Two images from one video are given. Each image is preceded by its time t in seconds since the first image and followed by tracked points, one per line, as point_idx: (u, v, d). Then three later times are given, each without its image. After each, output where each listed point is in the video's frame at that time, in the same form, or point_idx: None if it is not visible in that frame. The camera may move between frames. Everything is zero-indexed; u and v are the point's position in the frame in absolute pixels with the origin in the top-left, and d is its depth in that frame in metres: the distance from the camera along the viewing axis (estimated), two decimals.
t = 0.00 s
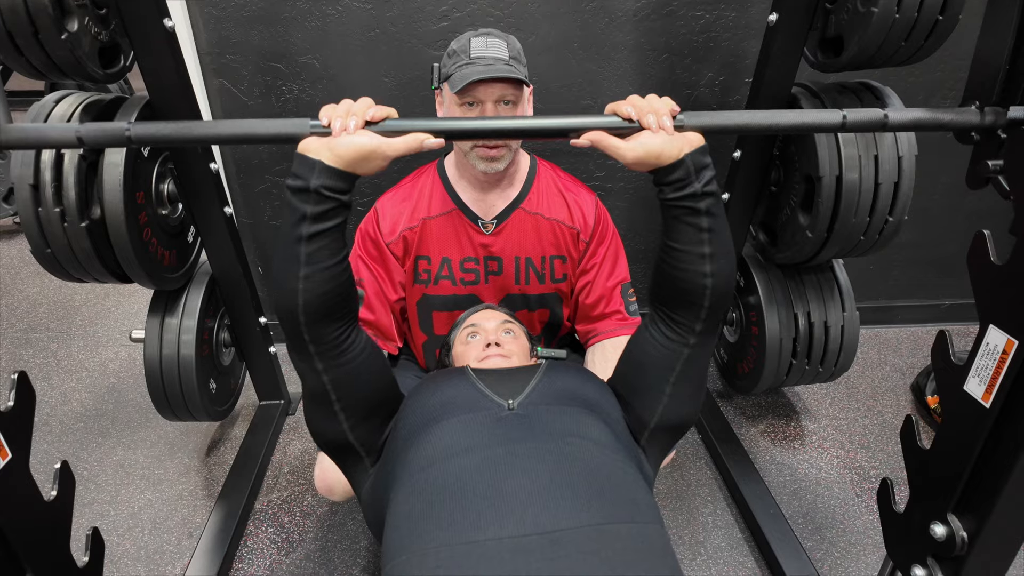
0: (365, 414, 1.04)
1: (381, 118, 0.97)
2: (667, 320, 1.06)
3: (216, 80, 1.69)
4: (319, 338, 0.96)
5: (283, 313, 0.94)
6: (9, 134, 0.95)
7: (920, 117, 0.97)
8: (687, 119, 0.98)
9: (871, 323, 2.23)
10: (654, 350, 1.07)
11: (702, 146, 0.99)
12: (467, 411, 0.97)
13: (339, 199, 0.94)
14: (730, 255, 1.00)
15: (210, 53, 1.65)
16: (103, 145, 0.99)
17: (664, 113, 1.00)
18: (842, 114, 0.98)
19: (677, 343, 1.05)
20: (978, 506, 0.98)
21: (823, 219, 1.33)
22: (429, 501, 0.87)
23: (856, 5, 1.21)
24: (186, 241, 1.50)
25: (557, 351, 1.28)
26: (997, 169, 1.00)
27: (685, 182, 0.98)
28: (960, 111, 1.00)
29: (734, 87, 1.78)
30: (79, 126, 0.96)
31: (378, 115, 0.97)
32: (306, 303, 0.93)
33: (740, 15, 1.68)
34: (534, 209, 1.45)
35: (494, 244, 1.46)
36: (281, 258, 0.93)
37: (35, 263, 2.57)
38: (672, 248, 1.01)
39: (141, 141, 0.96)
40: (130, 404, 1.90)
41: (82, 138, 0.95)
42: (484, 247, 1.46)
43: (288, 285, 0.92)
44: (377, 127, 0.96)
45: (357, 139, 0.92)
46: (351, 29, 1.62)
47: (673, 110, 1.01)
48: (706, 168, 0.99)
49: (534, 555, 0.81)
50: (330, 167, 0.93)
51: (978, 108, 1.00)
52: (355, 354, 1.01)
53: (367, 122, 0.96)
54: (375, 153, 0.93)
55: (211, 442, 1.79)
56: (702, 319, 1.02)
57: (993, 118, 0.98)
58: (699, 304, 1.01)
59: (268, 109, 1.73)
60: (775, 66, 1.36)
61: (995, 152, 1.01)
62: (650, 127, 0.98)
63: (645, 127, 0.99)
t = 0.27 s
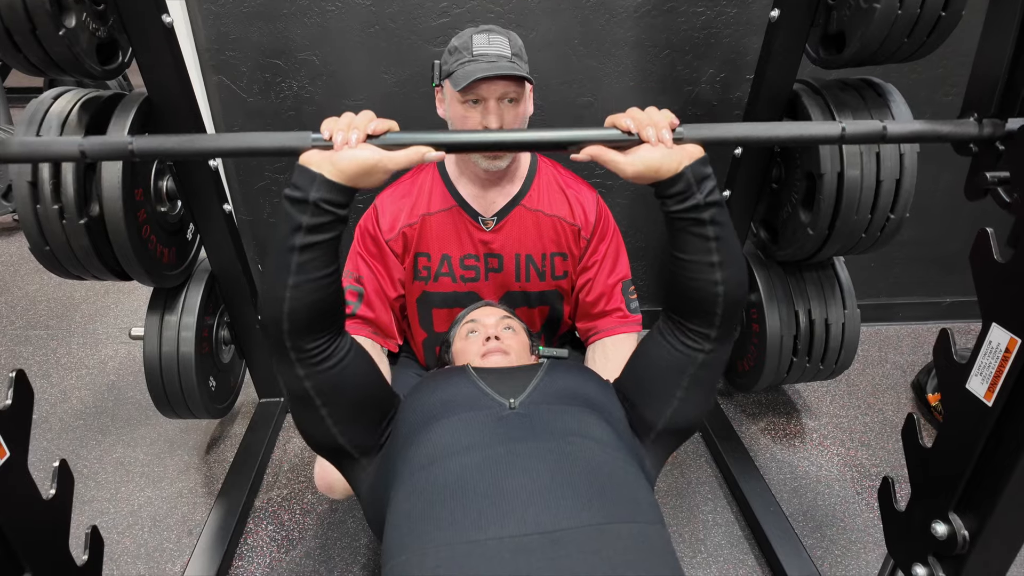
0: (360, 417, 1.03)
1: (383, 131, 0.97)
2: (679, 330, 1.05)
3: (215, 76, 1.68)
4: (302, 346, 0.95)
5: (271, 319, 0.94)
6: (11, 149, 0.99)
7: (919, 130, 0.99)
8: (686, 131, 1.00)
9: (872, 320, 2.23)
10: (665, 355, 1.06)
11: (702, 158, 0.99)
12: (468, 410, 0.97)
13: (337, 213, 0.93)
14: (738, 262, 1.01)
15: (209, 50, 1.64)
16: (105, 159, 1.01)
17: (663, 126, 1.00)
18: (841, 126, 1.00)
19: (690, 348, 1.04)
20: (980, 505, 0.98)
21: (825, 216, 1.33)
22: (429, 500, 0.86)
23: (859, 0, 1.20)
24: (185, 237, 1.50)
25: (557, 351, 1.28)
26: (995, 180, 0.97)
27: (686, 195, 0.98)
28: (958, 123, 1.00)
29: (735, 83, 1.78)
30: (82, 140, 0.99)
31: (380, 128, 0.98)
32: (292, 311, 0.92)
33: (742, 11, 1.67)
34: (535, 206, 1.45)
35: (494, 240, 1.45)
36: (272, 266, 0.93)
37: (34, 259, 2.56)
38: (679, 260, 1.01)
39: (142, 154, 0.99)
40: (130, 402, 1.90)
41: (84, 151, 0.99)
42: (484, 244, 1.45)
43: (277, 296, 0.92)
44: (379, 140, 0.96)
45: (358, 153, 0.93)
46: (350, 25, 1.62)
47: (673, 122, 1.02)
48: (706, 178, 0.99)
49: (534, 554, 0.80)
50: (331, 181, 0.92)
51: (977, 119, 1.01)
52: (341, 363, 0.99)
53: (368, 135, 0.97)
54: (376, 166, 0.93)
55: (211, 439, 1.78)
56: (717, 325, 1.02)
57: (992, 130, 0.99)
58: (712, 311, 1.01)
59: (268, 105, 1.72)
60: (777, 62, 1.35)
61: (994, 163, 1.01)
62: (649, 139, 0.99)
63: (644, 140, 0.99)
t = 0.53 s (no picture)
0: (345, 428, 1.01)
1: (384, 155, 0.97)
2: (692, 345, 1.04)
3: (213, 74, 1.67)
4: (284, 361, 0.95)
5: (255, 335, 0.93)
6: (16, 175, 0.96)
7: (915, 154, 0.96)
8: (684, 154, 0.98)
9: (873, 319, 2.22)
10: (678, 365, 1.04)
11: (700, 179, 0.99)
12: (468, 411, 0.97)
13: (337, 235, 0.94)
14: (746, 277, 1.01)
15: (208, 47, 1.63)
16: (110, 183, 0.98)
17: (661, 150, 0.99)
18: (836, 151, 0.97)
19: (707, 361, 1.03)
20: (982, 507, 0.97)
21: (826, 216, 1.32)
22: (428, 501, 0.86)
23: None
24: (184, 237, 1.49)
25: (557, 351, 1.28)
26: (990, 203, 0.94)
27: (686, 217, 0.98)
28: (953, 144, 0.98)
29: (736, 81, 1.77)
30: (86, 164, 0.95)
31: (381, 152, 0.97)
32: (279, 327, 0.92)
33: (743, 9, 1.66)
34: (535, 205, 1.44)
35: (494, 240, 1.45)
36: (264, 282, 0.93)
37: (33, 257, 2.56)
38: (687, 278, 1.01)
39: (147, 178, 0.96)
40: (129, 400, 1.90)
41: (88, 176, 0.95)
42: (484, 243, 1.45)
43: (265, 313, 0.92)
44: (380, 165, 0.96)
45: (360, 178, 0.92)
46: (349, 23, 1.61)
47: (670, 146, 1.01)
48: (706, 199, 0.99)
49: (534, 557, 0.80)
50: (333, 206, 0.92)
51: (972, 142, 0.99)
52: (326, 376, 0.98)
53: (370, 160, 0.96)
54: (377, 191, 0.93)
55: (210, 439, 1.78)
56: (732, 337, 1.01)
57: (987, 152, 0.97)
58: (725, 325, 1.00)
59: (267, 103, 1.71)
60: (779, 61, 1.34)
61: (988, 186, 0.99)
62: (647, 163, 0.98)
63: (642, 164, 0.98)
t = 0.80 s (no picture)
0: (336, 438, 1.01)
1: (388, 177, 0.97)
2: (703, 356, 1.05)
3: (214, 73, 1.67)
4: (273, 375, 0.95)
5: (246, 348, 0.93)
6: (21, 198, 0.97)
7: (913, 175, 0.97)
8: (684, 176, 0.99)
9: (874, 318, 2.22)
10: (688, 374, 1.05)
11: (699, 201, 1.00)
12: (468, 412, 0.96)
13: (338, 257, 0.95)
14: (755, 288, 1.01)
15: (208, 45, 1.63)
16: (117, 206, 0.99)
17: (661, 172, 0.99)
18: (835, 171, 0.99)
19: (726, 369, 1.04)
20: (985, 509, 0.97)
21: (828, 216, 1.32)
22: (429, 501, 0.86)
23: None
24: (184, 236, 1.48)
25: (558, 352, 1.28)
26: (988, 223, 0.93)
27: (687, 237, 0.98)
28: (950, 165, 1.00)
29: (738, 80, 1.76)
30: (94, 187, 0.96)
31: (384, 174, 0.97)
32: (272, 343, 0.93)
33: (745, 7, 1.65)
34: (536, 206, 1.44)
35: (495, 240, 1.44)
36: (259, 296, 0.93)
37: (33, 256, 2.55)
38: (695, 294, 1.02)
39: (153, 202, 0.97)
40: (129, 400, 1.89)
41: (96, 199, 0.96)
42: (485, 244, 1.44)
43: (258, 328, 0.92)
44: (383, 187, 0.96)
45: (364, 202, 0.93)
46: (349, 21, 1.60)
47: (670, 169, 1.01)
48: (706, 219, 0.99)
49: (534, 558, 0.80)
50: (338, 229, 0.94)
51: (969, 163, 1.00)
52: (316, 388, 0.98)
53: (373, 182, 0.97)
54: (382, 214, 0.94)
55: (211, 438, 1.78)
56: (745, 347, 1.02)
57: (983, 173, 0.98)
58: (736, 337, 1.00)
59: (267, 102, 1.71)
60: (781, 60, 1.34)
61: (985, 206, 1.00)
62: (647, 185, 0.98)
63: (642, 186, 0.98)
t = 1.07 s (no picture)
0: (329, 446, 1.02)
1: (388, 193, 1.01)
2: (709, 365, 1.06)
3: (213, 71, 1.67)
4: (264, 385, 0.96)
5: (241, 357, 0.95)
6: (30, 214, 1.01)
7: (909, 189, 1.01)
8: (681, 192, 1.02)
9: (875, 318, 2.21)
10: (693, 381, 1.06)
11: (697, 215, 1.01)
12: (469, 413, 0.96)
13: (337, 271, 0.96)
14: (758, 297, 1.02)
15: (207, 44, 1.62)
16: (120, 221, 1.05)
17: (658, 187, 1.02)
18: (832, 186, 1.03)
19: (735, 377, 1.05)
20: (986, 510, 0.97)
21: (829, 216, 1.31)
22: (429, 501, 0.86)
23: None
24: (184, 236, 1.48)
25: (559, 352, 1.27)
26: (982, 236, 0.99)
27: (686, 251, 1.00)
28: (947, 180, 1.02)
29: (739, 79, 1.76)
30: (97, 203, 1.02)
31: (385, 190, 1.01)
32: (266, 355, 0.94)
33: (746, 6, 1.65)
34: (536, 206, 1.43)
35: (495, 241, 1.44)
36: (256, 307, 0.95)
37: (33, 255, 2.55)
38: (698, 306, 1.03)
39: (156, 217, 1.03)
40: (129, 399, 1.89)
41: (99, 215, 1.02)
42: (485, 245, 1.44)
43: (254, 338, 0.94)
44: (384, 203, 0.99)
45: (365, 217, 0.96)
46: (349, 20, 1.60)
47: (668, 184, 1.04)
48: (705, 232, 1.00)
49: (534, 559, 0.79)
50: (339, 244, 0.95)
51: (965, 177, 1.02)
52: (308, 398, 0.99)
53: (374, 198, 1.00)
54: (383, 229, 0.97)
55: (211, 437, 1.78)
56: (750, 357, 1.03)
57: (979, 187, 1.00)
58: (741, 347, 1.01)
59: (267, 101, 1.71)
60: (782, 60, 1.34)
61: (981, 222, 1.03)
62: (645, 200, 1.01)
63: (640, 202, 1.01)
